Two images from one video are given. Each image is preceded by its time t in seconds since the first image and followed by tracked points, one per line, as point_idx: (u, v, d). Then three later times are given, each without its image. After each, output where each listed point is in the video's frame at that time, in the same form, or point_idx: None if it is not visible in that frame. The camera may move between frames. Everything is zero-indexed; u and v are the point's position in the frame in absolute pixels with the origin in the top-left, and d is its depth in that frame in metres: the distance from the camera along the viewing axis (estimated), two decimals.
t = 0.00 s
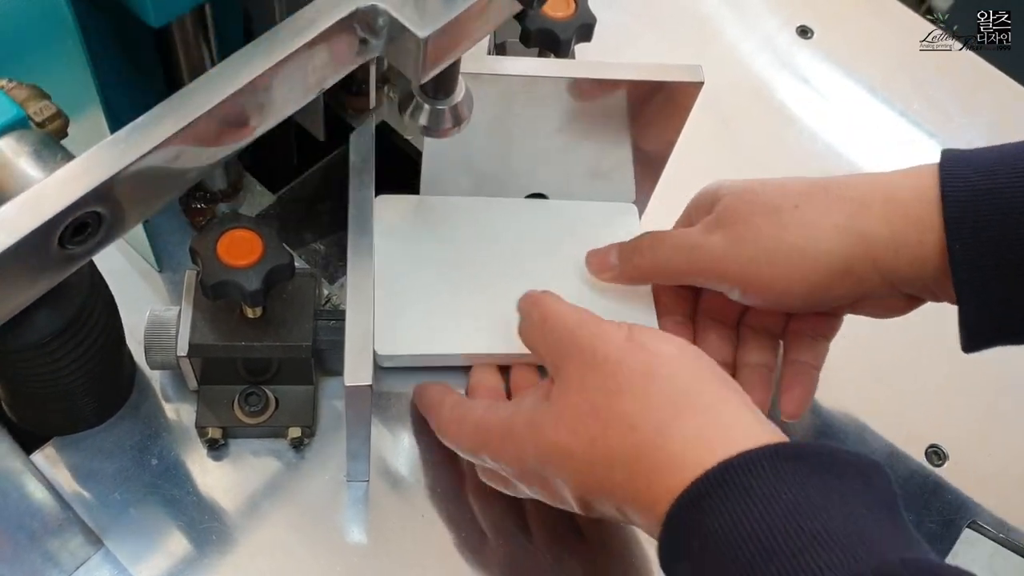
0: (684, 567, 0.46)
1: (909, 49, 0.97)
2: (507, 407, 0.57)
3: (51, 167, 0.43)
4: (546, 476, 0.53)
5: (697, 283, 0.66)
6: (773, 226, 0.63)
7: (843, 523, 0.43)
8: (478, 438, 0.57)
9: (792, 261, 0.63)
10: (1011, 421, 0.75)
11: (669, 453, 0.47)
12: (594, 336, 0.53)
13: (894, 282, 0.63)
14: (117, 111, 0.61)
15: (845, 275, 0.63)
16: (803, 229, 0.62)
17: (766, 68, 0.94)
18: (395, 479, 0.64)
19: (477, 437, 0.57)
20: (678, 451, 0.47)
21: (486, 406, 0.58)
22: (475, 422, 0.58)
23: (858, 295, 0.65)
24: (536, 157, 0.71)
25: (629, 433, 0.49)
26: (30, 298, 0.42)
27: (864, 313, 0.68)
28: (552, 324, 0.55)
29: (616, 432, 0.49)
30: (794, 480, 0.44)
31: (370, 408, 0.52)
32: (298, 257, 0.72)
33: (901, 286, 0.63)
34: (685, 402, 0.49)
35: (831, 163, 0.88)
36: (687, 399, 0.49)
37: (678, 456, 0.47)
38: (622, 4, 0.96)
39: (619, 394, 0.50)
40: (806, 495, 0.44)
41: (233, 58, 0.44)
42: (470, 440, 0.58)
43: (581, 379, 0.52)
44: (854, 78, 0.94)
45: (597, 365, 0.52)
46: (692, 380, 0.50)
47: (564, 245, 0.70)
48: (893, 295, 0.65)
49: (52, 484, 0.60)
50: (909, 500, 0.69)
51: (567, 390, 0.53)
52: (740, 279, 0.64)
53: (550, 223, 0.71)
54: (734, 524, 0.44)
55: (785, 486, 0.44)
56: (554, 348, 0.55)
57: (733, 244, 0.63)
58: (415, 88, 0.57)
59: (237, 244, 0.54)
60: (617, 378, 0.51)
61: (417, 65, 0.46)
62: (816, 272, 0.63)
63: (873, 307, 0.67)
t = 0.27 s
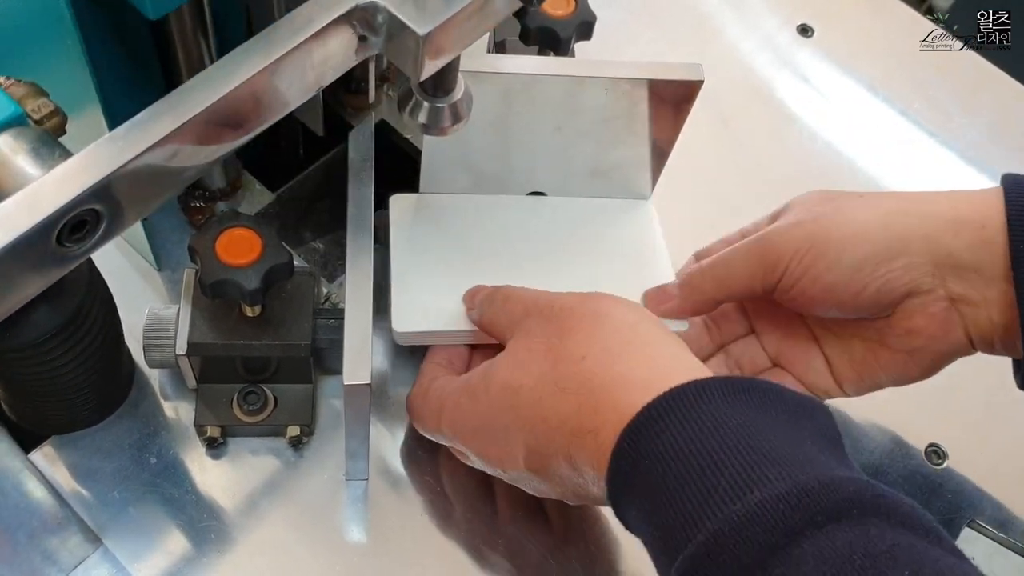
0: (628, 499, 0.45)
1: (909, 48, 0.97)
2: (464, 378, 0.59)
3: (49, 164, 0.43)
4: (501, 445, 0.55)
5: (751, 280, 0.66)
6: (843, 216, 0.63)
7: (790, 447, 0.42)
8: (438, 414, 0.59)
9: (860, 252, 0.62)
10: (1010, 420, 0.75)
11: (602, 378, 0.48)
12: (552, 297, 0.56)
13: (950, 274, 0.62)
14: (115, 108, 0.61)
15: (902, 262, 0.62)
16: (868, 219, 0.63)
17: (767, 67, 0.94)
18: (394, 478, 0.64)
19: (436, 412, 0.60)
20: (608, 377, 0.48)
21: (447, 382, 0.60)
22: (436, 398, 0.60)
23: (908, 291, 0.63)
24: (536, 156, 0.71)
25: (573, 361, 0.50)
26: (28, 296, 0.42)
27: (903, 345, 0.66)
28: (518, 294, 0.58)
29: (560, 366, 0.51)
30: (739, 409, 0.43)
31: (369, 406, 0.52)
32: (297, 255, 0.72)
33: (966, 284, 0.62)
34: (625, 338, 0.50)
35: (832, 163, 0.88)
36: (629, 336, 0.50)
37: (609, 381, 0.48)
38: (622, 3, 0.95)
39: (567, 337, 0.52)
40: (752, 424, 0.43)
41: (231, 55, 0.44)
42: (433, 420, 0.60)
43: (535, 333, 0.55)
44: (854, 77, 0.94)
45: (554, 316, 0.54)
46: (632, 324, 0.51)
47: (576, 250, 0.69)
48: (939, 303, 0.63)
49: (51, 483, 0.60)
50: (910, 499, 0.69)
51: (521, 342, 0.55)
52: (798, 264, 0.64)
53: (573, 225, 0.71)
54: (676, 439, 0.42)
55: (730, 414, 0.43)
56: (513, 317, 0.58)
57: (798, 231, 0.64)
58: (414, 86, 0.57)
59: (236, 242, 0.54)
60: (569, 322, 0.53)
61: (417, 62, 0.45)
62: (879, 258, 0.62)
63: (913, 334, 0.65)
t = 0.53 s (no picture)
0: None
1: (908, 47, 0.96)
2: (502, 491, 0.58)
3: (47, 163, 0.43)
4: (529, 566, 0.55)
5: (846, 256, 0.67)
6: (911, 186, 0.64)
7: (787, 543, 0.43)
8: (468, 517, 0.58)
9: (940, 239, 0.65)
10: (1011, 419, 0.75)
11: (668, 540, 0.49)
12: (579, 407, 0.55)
13: None
14: (115, 107, 0.61)
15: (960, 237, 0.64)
16: (939, 197, 0.64)
17: (767, 66, 0.94)
18: (393, 477, 0.64)
19: (463, 517, 0.58)
20: (677, 543, 0.48)
21: (478, 483, 0.59)
22: (464, 498, 0.59)
23: (1006, 257, 0.66)
24: (536, 155, 0.71)
25: (624, 525, 0.50)
26: (27, 295, 0.42)
27: (988, 302, 0.69)
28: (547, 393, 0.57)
29: (609, 521, 0.51)
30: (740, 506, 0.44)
31: (369, 405, 0.52)
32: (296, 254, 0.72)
33: (1008, 249, 0.65)
34: (681, 505, 0.50)
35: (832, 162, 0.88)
36: (685, 493, 0.51)
37: (669, 554, 0.48)
38: (622, 1, 0.95)
39: (617, 476, 0.52)
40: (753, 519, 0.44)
41: (229, 54, 0.44)
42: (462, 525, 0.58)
43: (585, 473, 0.53)
44: (855, 76, 0.94)
45: (601, 456, 0.53)
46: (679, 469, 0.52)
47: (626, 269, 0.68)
48: None
49: (50, 481, 0.60)
50: (909, 499, 0.70)
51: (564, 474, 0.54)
52: (896, 250, 0.65)
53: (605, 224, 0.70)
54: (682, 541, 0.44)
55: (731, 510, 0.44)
56: (550, 437, 0.56)
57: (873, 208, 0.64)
58: (414, 85, 0.57)
59: (235, 241, 0.54)
60: (613, 472, 0.52)
61: (416, 61, 0.45)
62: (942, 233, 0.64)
63: (1002, 295, 0.68)
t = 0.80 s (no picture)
0: None
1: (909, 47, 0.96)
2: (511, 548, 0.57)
3: (49, 161, 0.43)
4: None
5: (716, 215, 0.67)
6: (836, 156, 0.64)
7: None
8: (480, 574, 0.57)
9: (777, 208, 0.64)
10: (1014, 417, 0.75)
11: None
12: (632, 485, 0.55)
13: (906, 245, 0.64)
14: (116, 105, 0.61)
15: (889, 220, 0.63)
16: (806, 182, 0.63)
17: (768, 65, 0.94)
18: (395, 476, 0.64)
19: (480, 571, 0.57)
20: None
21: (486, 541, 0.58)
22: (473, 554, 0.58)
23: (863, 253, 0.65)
24: (537, 153, 0.71)
25: (664, 562, 0.51)
26: (28, 293, 0.42)
27: (848, 303, 0.68)
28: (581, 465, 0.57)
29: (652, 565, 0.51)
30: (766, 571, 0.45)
31: (371, 403, 0.52)
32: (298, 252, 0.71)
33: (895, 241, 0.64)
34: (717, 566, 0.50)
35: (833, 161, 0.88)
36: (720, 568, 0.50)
37: None
38: None
39: (659, 525, 0.52)
40: None
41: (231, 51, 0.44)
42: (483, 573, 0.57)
43: (620, 520, 0.53)
44: (855, 75, 0.94)
45: (641, 512, 0.53)
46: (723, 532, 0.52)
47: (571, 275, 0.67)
48: (896, 269, 0.65)
49: (52, 479, 0.60)
50: (909, 497, 0.69)
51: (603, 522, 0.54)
52: (755, 207, 0.64)
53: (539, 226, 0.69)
54: None
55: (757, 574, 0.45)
56: (591, 489, 0.56)
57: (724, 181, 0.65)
58: (415, 83, 0.57)
59: (237, 239, 0.54)
60: (648, 523, 0.52)
61: (419, 58, 0.45)
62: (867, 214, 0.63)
63: (860, 294, 0.67)
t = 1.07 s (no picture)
0: None
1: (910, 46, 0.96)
2: (500, 496, 0.56)
3: (52, 157, 0.43)
4: None
5: (714, 117, 0.68)
6: (837, 108, 0.65)
7: None
8: (473, 525, 0.56)
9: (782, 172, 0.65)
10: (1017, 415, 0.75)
11: (678, 530, 0.48)
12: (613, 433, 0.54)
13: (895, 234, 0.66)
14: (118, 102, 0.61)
15: (889, 195, 0.66)
16: (817, 127, 0.64)
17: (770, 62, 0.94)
18: (397, 474, 0.64)
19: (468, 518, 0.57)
20: (686, 535, 0.48)
21: (487, 490, 0.58)
22: (471, 506, 0.57)
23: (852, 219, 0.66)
24: (538, 151, 0.71)
25: (645, 509, 0.49)
26: (30, 290, 0.41)
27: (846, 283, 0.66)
28: (569, 422, 0.57)
29: (628, 511, 0.50)
30: None
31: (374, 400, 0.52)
32: (300, 250, 0.72)
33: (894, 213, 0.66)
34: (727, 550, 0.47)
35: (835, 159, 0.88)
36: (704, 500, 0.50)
37: (692, 536, 0.48)
38: None
39: (641, 472, 0.51)
40: None
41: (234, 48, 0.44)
42: (468, 526, 0.56)
43: (603, 459, 0.53)
44: (856, 73, 0.94)
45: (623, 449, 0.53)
46: (707, 482, 0.51)
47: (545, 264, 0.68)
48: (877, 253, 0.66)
49: (54, 477, 0.60)
50: (913, 495, 0.69)
51: (584, 468, 0.53)
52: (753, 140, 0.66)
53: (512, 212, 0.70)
54: None
55: None
56: (584, 437, 0.55)
57: (734, 79, 0.66)
58: (419, 79, 0.58)
59: (239, 236, 0.54)
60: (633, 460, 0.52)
61: (423, 55, 0.45)
62: (868, 180, 0.66)
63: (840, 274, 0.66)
